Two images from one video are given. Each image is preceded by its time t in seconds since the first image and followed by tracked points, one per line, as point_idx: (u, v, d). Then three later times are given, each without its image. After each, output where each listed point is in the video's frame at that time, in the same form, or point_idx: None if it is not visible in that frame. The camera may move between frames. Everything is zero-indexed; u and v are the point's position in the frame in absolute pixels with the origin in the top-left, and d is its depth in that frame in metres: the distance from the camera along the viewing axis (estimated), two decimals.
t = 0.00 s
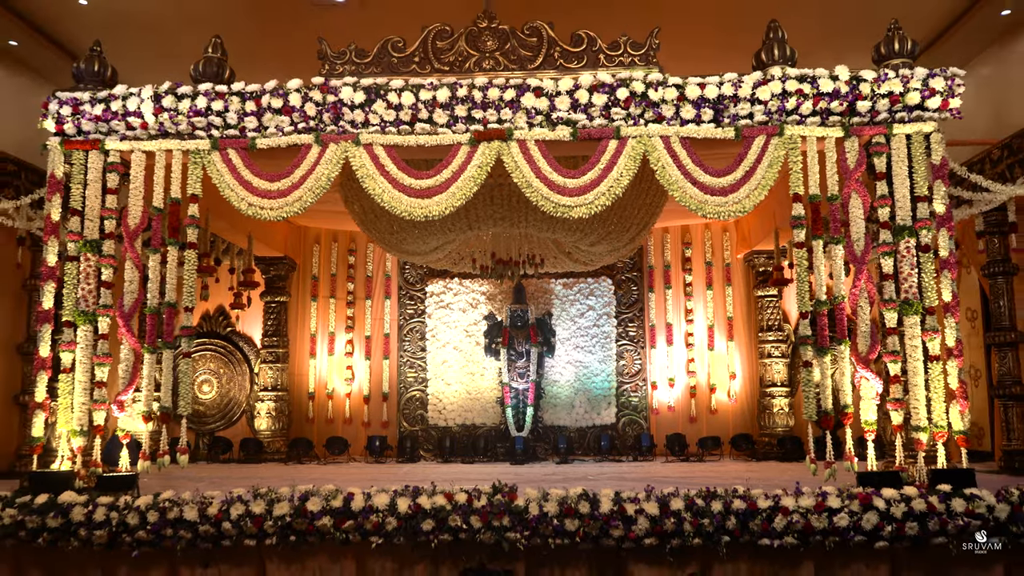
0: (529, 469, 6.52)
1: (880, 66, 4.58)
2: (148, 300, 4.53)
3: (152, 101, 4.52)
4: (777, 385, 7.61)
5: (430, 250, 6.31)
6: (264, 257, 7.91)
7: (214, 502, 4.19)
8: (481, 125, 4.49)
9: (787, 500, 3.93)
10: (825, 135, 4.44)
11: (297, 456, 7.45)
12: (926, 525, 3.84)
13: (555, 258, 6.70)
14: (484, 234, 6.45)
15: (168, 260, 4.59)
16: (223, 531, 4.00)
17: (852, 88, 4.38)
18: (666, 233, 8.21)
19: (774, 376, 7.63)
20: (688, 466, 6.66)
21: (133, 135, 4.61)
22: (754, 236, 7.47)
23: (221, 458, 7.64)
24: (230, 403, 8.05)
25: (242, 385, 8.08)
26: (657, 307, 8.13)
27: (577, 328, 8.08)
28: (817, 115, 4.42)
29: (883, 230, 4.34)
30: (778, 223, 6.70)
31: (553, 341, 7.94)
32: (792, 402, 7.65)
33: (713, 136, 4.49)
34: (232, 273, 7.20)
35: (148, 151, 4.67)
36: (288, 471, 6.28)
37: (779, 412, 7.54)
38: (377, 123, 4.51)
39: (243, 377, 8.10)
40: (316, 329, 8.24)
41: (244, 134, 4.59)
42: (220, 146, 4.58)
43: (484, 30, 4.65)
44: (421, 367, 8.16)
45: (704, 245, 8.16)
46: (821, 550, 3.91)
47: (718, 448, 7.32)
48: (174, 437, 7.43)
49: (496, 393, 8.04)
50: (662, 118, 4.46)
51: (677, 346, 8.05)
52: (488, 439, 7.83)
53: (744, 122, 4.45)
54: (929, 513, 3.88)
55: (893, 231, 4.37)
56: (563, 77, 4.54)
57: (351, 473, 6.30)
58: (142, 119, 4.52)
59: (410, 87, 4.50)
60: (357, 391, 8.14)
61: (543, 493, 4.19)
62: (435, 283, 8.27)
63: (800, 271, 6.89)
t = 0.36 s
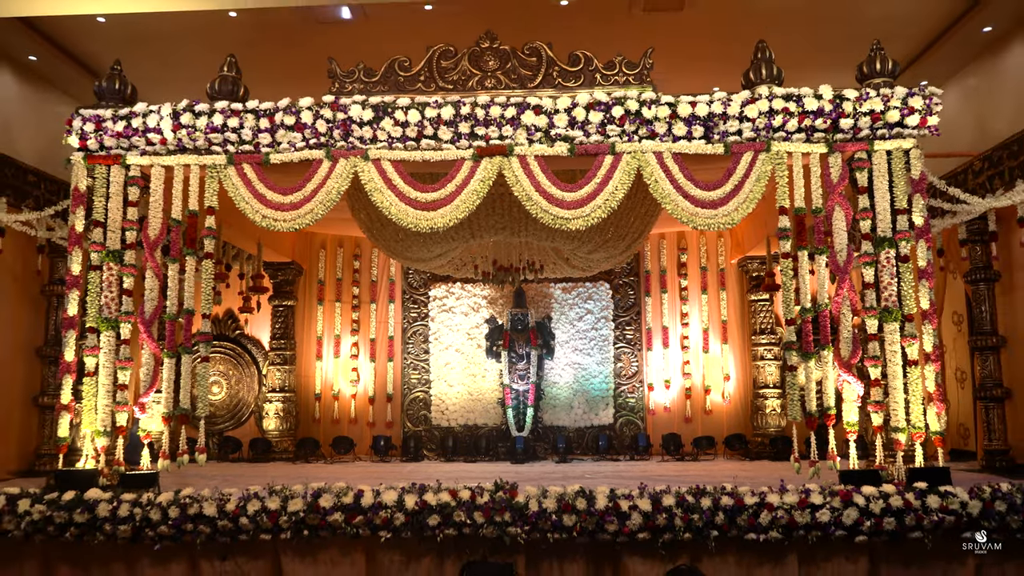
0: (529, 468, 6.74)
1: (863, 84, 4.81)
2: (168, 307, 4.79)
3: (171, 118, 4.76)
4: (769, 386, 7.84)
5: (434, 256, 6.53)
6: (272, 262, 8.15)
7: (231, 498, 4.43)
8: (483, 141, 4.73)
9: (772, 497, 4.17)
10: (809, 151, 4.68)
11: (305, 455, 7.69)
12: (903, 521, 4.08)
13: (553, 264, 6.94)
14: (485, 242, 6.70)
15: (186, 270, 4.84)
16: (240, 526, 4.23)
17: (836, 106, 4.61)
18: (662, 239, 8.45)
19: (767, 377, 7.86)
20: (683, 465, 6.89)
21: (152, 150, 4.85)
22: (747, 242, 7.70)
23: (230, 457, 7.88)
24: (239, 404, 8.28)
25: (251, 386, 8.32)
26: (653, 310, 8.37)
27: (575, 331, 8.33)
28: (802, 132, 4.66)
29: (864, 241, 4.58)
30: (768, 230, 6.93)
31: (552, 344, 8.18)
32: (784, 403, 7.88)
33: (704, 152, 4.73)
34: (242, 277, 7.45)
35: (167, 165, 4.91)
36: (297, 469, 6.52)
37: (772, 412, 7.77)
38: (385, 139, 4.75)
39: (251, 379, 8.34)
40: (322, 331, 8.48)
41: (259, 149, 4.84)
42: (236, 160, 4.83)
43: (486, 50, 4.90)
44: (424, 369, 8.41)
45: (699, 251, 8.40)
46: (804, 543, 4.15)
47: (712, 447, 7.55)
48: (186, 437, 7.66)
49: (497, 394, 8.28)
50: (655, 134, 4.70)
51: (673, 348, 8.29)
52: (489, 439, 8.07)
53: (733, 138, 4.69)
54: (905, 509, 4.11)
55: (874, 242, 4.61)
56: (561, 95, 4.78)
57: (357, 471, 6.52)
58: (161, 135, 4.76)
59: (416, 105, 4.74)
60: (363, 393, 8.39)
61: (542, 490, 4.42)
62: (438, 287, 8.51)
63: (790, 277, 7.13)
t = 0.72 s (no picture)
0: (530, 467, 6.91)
1: (852, 98, 5.00)
2: (184, 312, 4.97)
3: (186, 130, 4.94)
4: (765, 387, 8.03)
5: (437, 261, 6.72)
6: (280, 266, 8.35)
7: (246, 496, 4.62)
8: (487, 152, 4.91)
9: (763, 494, 4.36)
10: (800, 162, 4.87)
11: (312, 454, 7.89)
12: (888, 517, 4.27)
13: (553, 269, 7.13)
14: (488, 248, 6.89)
15: (202, 277, 5.02)
16: (254, 522, 4.42)
17: (826, 119, 4.78)
18: (660, 243, 8.64)
19: (763, 379, 8.05)
20: (680, 464, 7.06)
21: (169, 161, 5.03)
22: (743, 247, 7.89)
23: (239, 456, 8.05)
24: (247, 405, 8.47)
25: (259, 387, 8.51)
26: (651, 313, 8.57)
27: (575, 333, 8.52)
28: (794, 144, 4.85)
29: (852, 249, 4.78)
30: (762, 235, 7.11)
31: (553, 345, 8.39)
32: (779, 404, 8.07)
33: (699, 163, 4.93)
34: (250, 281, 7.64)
35: (183, 175, 5.11)
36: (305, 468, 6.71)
37: (767, 413, 7.96)
38: (393, 150, 4.94)
39: (259, 379, 8.53)
40: (327, 333, 8.68)
41: (271, 160, 5.02)
42: (249, 171, 5.02)
43: (490, 65, 5.09)
44: (427, 370, 8.59)
45: (697, 255, 8.59)
46: (794, 538, 4.34)
47: (709, 447, 7.74)
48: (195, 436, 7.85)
49: (499, 395, 8.47)
50: (652, 146, 4.88)
51: (670, 350, 8.49)
52: (491, 438, 8.25)
53: (727, 150, 4.89)
54: (890, 506, 4.30)
55: (863, 250, 4.81)
56: (561, 108, 4.97)
57: (364, 469, 6.70)
58: (177, 146, 4.94)
59: (422, 118, 4.92)
60: (368, 393, 8.60)
61: (543, 487, 4.62)
62: (441, 290, 8.69)
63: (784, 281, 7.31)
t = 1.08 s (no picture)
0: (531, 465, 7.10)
1: (841, 110, 5.20)
2: (199, 317, 5.17)
3: (201, 142, 5.13)
4: (760, 388, 8.23)
5: (441, 266, 6.92)
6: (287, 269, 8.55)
7: (259, 493, 4.82)
8: (490, 164, 5.11)
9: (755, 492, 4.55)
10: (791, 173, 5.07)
11: (319, 453, 8.08)
12: (873, 513, 4.46)
13: (554, 273, 7.33)
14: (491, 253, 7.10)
15: (216, 283, 5.23)
16: (268, 518, 4.62)
17: (815, 132, 4.98)
18: (658, 247, 8.85)
19: (758, 379, 8.25)
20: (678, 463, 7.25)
21: (184, 171, 5.23)
22: (738, 251, 8.09)
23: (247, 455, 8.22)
24: (254, 406, 8.64)
25: (266, 388, 8.70)
26: (650, 315, 8.77)
27: (575, 335, 8.73)
28: (785, 156, 5.03)
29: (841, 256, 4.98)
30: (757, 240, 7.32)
31: (552, 347, 8.60)
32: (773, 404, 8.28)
33: (694, 174, 5.12)
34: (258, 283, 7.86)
35: (198, 185, 5.31)
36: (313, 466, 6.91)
37: (762, 413, 8.17)
38: (399, 162, 5.13)
39: (266, 381, 8.73)
40: (333, 335, 8.90)
41: (282, 171, 5.22)
42: (262, 181, 5.22)
43: (493, 79, 5.29)
44: (431, 371, 8.80)
45: (694, 259, 8.81)
46: (784, 533, 4.54)
47: (705, 446, 7.94)
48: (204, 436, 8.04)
49: (501, 395, 8.68)
50: (649, 157, 5.07)
51: (668, 352, 8.70)
52: (493, 438, 8.44)
53: (721, 161, 5.08)
54: (876, 503, 4.50)
55: (851, 257, 5.01)
56: (562, 121, 5.17)
57: (370, 468, 6.89)
58: (192, 158, 5.13)
59: (428, 130, 5.12)
60: (372, 394, 8.78)
61: (544, 485, 4.82)
62: (444, 293, 8.91)
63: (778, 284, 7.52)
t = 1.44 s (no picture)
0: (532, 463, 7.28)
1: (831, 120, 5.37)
2: (211, 320, 5.35)
3: (213, 151, 5.32)
4: (755, 388, 8.41)
5: (444, 269, 7.09)
6: (292, 272, 8.73)
7: (270, 490, 4.99)
8: (492, 172, 5.29)
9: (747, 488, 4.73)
10: (782, 181, 5.25)
11: (325, 451, 8.26)
12: (862, 509, 4.64)
13: (553, 275, 7.50)
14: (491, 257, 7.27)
15: (227, 287, 5.40)
16: (278, 514, 4.80)
17: (806, 141, 5.16)
18: (656, 250, 9.03)
19: (754, 379, 8.43)
20: (675, 461, 7.42)
21: (197, 179, 5.42)
22: (734, 254, 8.26)
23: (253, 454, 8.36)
24: (260, 405, 8.80)
25: (272, 388, 8.87)
26: (648, 317, 8.95)
27: (575, 336, 8.91)
28: (777, 164, 5.22)
29: (831, 261, 5.16)
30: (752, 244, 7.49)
31: (553, 348, 8.78)
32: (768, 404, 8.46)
33: (689, 182, 5.31)
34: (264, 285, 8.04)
35: (210, 193, 5.49)
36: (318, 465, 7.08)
37: (757, 413, 8.34)
38: (405, 170, 5.31)
39: (272, 381, 8.89)
40: (337, 337, 9.09)
41: (291, 178, 5.40)
42: (272, 188, 5.40)
43: (495, 90, 5.48)
44: (434, 372, 8.99)
45: (691, 262, 9.03)
46: (776, 528, 4.73)
47: (702, 445, 8.12)
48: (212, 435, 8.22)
49: (502, 395, 8.84)
50: (646, 166, 5.27)
51: (666, 353, 8.89)
52: (494, 437, 8.62)
53: (715, 169, 5.26)
54: (864, 499, 4.67)
55: (841, 262, 5.19)
56: (562, 130, 5.36)
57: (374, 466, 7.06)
58: (204, 166, 5.32)
59: (433, 139, 5.30)
60: (377, 394, 8.99)
61: (544, 483, 5.00)
62: (446, 295, 9.10)
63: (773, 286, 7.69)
